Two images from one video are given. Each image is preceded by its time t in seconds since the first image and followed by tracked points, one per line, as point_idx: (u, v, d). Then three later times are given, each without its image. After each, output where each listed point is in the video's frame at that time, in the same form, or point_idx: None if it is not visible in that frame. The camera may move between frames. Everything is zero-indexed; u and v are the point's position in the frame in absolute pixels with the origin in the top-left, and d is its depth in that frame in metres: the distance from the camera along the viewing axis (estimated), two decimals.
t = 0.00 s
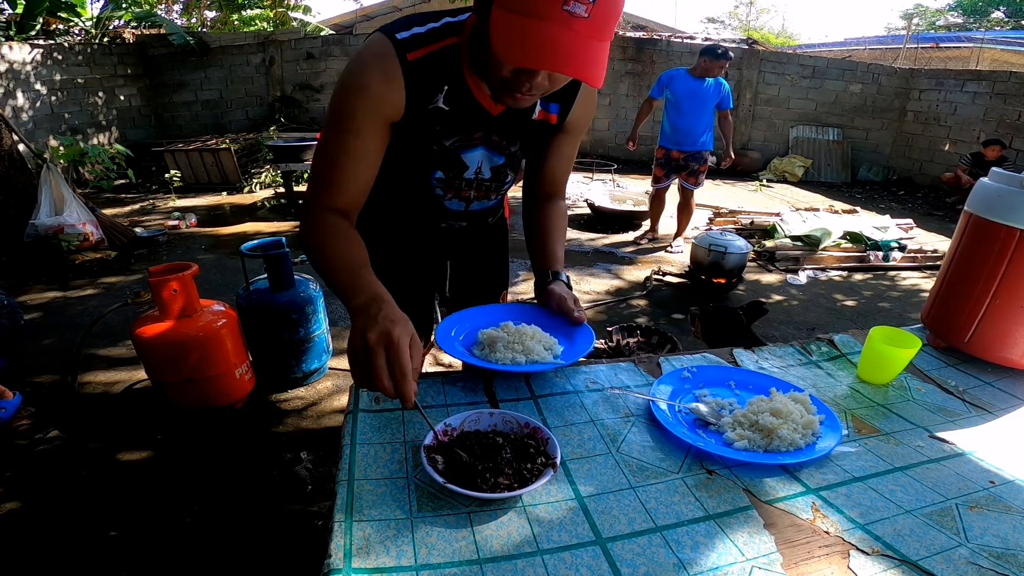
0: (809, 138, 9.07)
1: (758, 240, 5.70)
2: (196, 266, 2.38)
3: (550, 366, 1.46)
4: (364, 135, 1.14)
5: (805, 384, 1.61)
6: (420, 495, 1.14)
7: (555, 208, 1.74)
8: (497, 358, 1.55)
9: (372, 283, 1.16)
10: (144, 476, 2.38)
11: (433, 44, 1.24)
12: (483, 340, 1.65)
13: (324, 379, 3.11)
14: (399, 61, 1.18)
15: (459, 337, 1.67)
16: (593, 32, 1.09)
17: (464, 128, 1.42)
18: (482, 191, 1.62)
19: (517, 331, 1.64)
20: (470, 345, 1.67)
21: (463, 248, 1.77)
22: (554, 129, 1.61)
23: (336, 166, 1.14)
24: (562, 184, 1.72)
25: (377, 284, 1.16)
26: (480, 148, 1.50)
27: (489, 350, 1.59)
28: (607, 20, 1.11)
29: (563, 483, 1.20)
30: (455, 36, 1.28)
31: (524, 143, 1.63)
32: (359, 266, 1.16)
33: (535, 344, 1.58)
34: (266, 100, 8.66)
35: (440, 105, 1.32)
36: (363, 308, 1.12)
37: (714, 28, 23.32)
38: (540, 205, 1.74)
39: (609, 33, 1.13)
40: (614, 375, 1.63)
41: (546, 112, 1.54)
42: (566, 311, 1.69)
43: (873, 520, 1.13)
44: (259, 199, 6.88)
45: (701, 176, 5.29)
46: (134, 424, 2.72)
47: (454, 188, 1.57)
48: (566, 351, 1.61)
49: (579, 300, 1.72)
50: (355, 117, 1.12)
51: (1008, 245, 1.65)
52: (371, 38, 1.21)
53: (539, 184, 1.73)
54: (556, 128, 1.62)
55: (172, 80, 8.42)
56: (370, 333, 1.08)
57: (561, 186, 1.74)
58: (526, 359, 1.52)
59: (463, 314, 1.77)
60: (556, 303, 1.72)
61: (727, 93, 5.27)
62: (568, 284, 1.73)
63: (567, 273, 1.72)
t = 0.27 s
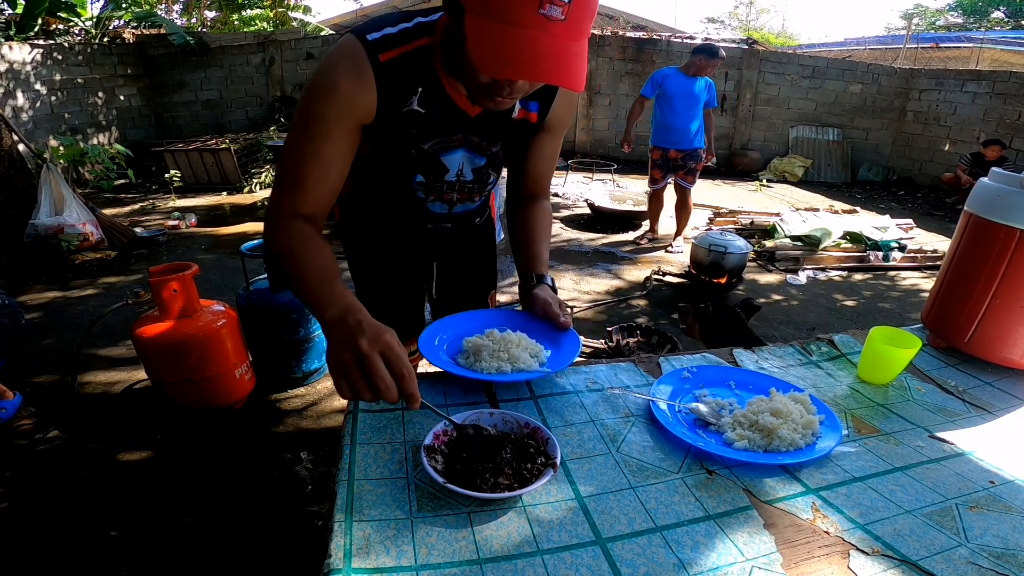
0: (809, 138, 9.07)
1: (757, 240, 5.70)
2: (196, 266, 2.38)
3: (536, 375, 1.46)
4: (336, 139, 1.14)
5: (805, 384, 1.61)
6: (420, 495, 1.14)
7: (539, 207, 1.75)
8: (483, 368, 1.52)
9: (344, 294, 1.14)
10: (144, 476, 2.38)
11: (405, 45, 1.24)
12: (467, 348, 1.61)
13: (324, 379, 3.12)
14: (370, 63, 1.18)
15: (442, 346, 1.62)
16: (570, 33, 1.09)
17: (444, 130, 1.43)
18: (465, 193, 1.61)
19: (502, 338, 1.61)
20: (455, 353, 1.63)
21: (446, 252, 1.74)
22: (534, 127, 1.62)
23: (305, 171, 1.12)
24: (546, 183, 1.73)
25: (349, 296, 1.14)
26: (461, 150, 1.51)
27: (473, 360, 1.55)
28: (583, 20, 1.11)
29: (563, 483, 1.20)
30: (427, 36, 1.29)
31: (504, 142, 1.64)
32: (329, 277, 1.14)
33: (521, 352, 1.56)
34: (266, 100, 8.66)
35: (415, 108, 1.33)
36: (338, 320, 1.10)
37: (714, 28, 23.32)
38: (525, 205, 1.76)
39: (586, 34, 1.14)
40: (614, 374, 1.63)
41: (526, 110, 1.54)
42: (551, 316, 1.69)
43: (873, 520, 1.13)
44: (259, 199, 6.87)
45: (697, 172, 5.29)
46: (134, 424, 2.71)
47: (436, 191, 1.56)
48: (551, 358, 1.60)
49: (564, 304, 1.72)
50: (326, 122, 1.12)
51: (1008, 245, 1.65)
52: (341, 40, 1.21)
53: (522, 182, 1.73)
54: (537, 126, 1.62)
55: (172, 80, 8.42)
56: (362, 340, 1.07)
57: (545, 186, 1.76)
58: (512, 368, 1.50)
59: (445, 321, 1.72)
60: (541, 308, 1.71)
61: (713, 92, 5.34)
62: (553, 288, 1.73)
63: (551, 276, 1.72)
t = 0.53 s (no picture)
0: (809, 138, 9.07)
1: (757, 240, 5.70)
2: (196, 266, 2.38)
3: (528, 388, 1.44)
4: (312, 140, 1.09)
5: (805, 384, 1.62)
6: (420, 495, 1.14)
7: (523, 206, 1.76)
8: (477, 380, 1.48)
9: (333, 311, 1.11)
10: (144, 476, 2.38)
11: (382, 46, 1.22)
12: (457, 360, 1.58)
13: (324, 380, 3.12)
14: (348, 64, 1.16)
15: (433, 361, 1.58)
16: (551, 33, 1.09)
17: (426, 131, 1.43)
18: (448, 195, 1.62)
19: (493, 348, 1.58)
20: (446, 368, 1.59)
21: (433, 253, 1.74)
22: (517, 126, 1.63)
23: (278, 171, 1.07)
24: (528, 181, 1.75)
25: (340, 314, 1.11)
26: (444, 151, 1.51)
27: (466, 373, 1.52)
28: (565, 19, 1.11)
29: (563, 483, 1.20)
30: (406, 36, 1.27)
31: (488, 142, 1.64)
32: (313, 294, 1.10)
33: (513, 361, 1.54)
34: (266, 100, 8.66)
35: (395, 110, 1.32)
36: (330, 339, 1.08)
37: (714, 28, 23.32)
38: (510, 204, 1.77)
39: (568, 34, 1.14)
40: (614, 375, 1.63)
41: (509, 109, 1.56)
42: (539, 319, 1.70)
43: (873, 520, 1.13)
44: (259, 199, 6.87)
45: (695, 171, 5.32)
46: (134, 424, 2.71)
47: (420, 193, 1.56)
48: (542, 364, 1.59)
49: (550, 306, 1.73)
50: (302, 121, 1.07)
51: (1008, 245, 1.65)
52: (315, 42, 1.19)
53: (505, 181, 1.75)
54: (520, 125, 1.63)
55: (172, 80, 8.42)
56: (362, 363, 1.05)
57: (528, 184, 1.77)
58: (507, 378, 1.48)
59: (432, 332, 1.67)
60: (527, 310, 1.72)
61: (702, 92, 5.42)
62: (538, 288, 1.74)
63: (536, 276, 1.73)
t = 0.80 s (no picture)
0: (809, 138, 9.07)
1: (758, 240, 5.70)
2: (196, 266, 2.39)
3: (524, 392, 1.42)
4: (301, 141, 1.08)
5: (805, 384, 1.62)
6: (421, 495, 1.14)
7: (512, 207, 1.78)
8: (469, 389, 1.46)
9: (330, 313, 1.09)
10: (144, 476, 2.38)
11: (368, 47, 1.22)
12: (448, 367, 1.56)
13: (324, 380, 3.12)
14: (334, 65, 1.16)
15: (425, 371, 1.56)
16: (538, 35, 1.10)
17: (414, 133, 1.43)
18: (439, 197, 1.61)
19: (483, 353, 1.55)
20: (438, 376, 1.57)
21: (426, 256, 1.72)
22: (506, 126, 1.63)
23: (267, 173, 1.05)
24: (517, 181, 1.76)
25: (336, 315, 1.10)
26: (433, 152, 1.51)
27: (458, 380, 1.50)
28: (551, 20, 1.11)
29: (563, 483, 1.20)
30: (392, 38, 1.27)
31: (478, 143, 1.64)
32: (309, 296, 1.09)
33: (505, 365, 1.52)
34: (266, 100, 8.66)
35: (383, 111, 1.32)
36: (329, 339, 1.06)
37: (714, 28, 23.32)
38: (501, 206, 1.78)
39: (554, 34, 1.14)
40: (614, 375, 1.63)
41: (497, 109, 1.56)
42: (529, 320, 1.70)
43: (873, 520, 1.13)
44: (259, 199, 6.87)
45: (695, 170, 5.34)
46: (134, 424, 2.71)
47: (410, 196, 1.56)
48: (535, 367, 1.58)
49: (539, 306, 1.73)
50: (290, 122, 1.07)
51: (1007, 245, 1.65)
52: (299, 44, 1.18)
53: (496, 182, 1.75)
54: (509, 125, 1.64)
55: (172, 80, 8.42)
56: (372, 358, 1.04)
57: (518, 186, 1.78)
58: (499, 386, 1.45)
59: (420, 340, 1.65)
60: (517, 311, 1.72)
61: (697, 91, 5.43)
62: (527, 289, 1.74)
63: (525, 277, 1.74)
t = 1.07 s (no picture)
0: (809, 138, 9.07)
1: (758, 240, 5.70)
2: (196, 266, 2.38)
3: (523, 394, 1.42)
4: (296, 142, 1.08)
5: (805, 384, 1.62)
6: (421, 495, 1.14)
7: (506, 208, 1.78)
8: (467, 392, 1.45)
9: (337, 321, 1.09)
10: (144, 476, 2.38)
11: (360, 49, 1.21)
12: (445, 370, 1.56)
13: (324, 380, 3.12)
14: (327, 65, 1.15)
15: (421, 373, 1.55)
16: (531, 38, 1.10)
17: (406, 136, 1.43)
18: (432, 198, 1.62)
19: (481, 356, 1.55)
20: (435, 380, 1.56)
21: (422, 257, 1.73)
22: (500, 127, 1.63)
23: (264, 174, 1.05)
24: (513, 183, 1.76)
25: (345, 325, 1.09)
26: (427, 155, 1.51)
27: (456, 383, 1.49)
28: (544, 23, 1.11)
29: (563, 483, 1.20)
30: (384, 40, 1.26)
31: (472, 145, 1.64)
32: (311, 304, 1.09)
33: (503, 368, 1.52)
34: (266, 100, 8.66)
35: (376, 114, 1.32)
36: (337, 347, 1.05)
37: (714, 28, 23.30)
38: (496, 207, 1.79)
39: (547, 37, 1.14)
40: (614, 374, 1.63)
41: (491, 111, 1.55)
42: (525, 322, 1.70)
43: (873, 520, 1.13)
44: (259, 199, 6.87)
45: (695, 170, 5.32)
46: (134, 424, 2.72)
47: (404, 198, 1.57)
48: (532, 370, 1.58)
49: (535, 308, 1.73)
50: (285, 123, 1.06)
51: (1008, 245, 1.65)
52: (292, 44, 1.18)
53: (490, 184, 1.76)
54: (503, 126, 1.64)
55: (172, 80, 8.42)
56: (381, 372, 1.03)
57: (513, 188, 1.79)
58: (498, 388, 1.45)
59: (416, 342, 1.65)
60: (513, 313, 1.72)
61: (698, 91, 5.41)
62: (523, 291, 1.75)
63: (521, 278, 1.74)
